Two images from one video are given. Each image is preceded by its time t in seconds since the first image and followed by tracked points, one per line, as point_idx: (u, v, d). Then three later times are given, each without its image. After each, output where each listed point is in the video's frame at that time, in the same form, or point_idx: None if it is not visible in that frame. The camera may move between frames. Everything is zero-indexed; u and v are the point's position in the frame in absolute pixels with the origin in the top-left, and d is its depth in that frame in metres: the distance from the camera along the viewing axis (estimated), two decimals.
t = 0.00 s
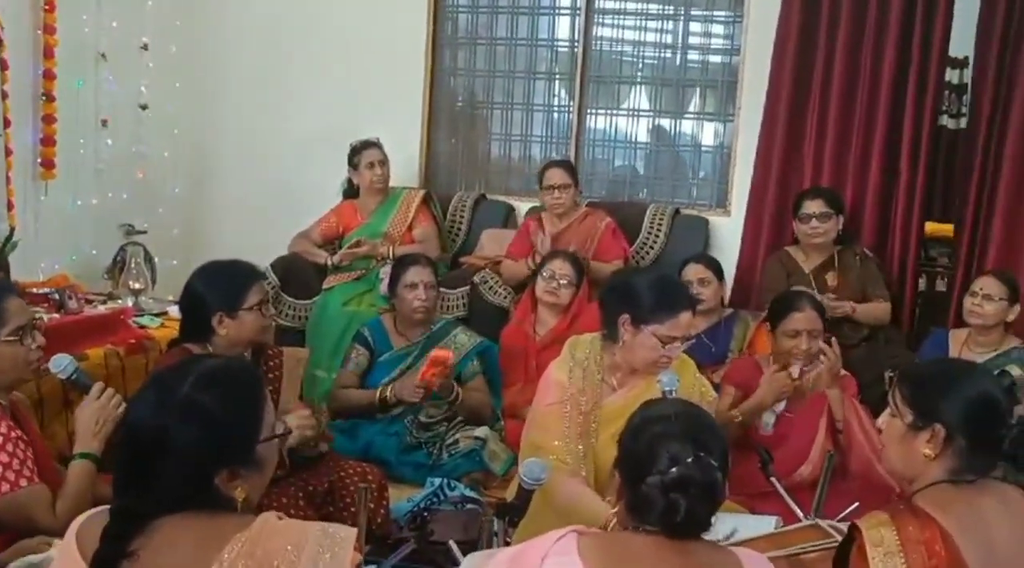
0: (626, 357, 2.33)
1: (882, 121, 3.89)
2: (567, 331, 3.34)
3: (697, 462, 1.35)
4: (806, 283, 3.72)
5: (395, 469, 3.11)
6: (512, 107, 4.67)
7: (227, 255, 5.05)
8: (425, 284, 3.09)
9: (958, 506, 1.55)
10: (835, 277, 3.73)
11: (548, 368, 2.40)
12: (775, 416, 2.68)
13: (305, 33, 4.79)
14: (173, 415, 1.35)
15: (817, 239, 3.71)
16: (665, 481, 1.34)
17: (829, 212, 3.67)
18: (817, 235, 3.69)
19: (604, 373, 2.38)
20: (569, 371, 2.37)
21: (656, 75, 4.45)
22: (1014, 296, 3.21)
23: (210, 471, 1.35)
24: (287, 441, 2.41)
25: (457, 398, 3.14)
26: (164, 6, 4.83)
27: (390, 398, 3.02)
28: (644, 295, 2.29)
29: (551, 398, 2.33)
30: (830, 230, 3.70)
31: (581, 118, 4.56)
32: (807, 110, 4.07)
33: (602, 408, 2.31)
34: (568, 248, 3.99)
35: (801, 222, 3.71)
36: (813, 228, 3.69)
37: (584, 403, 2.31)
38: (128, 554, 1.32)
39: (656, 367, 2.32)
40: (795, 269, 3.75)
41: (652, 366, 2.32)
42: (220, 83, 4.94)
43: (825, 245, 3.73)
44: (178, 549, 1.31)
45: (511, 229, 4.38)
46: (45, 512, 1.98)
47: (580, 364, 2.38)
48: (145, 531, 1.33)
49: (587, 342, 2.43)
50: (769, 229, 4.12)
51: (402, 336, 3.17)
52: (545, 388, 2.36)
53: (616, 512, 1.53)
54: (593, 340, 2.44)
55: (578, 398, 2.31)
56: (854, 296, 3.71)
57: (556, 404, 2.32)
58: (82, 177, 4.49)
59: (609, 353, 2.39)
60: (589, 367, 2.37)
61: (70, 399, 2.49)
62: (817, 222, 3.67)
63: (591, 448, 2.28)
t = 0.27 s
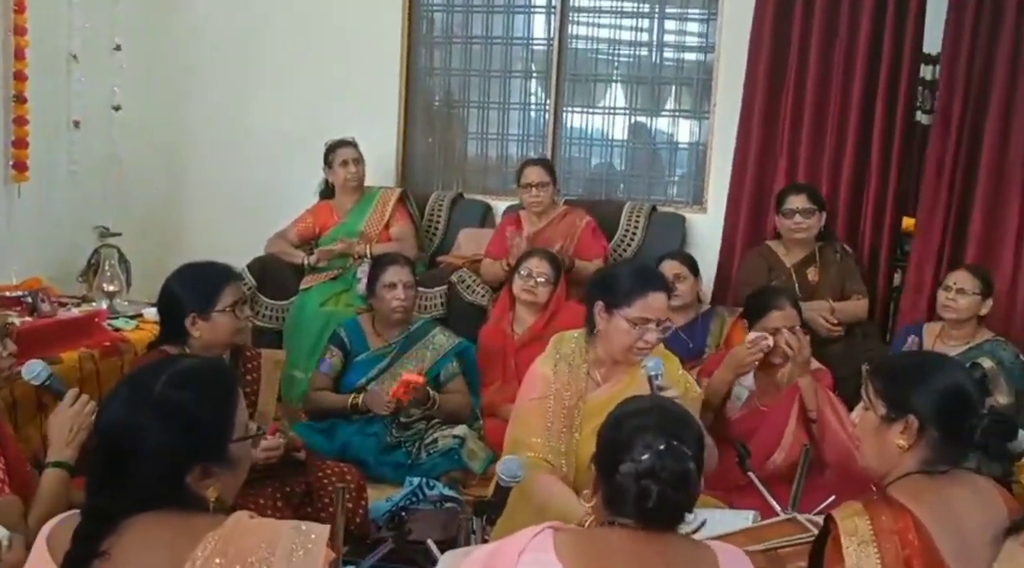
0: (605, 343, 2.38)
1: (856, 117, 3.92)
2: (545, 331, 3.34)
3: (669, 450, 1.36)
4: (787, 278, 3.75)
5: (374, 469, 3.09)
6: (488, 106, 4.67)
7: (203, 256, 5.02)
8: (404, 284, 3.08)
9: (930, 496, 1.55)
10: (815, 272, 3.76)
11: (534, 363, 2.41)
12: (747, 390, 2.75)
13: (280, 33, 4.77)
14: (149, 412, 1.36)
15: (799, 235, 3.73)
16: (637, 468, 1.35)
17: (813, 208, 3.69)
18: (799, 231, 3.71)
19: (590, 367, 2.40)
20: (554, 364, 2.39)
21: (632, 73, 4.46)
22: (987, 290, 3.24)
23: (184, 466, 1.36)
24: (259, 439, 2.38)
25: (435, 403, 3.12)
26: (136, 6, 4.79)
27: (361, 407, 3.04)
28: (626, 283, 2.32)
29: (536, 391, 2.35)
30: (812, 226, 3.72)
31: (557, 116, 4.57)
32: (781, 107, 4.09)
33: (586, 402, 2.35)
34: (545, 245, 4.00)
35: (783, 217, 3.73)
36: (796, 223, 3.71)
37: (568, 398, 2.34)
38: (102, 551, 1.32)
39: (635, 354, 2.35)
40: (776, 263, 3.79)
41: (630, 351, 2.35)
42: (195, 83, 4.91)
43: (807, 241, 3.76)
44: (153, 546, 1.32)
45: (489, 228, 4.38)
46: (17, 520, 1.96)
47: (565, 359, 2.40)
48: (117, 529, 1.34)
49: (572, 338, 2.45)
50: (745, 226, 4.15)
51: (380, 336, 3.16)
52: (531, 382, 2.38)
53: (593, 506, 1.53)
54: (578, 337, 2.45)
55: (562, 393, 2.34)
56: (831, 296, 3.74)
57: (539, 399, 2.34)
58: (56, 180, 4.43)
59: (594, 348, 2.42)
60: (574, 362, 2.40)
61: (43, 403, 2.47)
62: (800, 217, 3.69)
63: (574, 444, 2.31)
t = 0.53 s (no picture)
0: (581, 337, 2.40)
1: (826, 112, 3.95)
2: (520, 327, 3.34)
3: (640, 438, 1.37)
4: (769, 271, 3.79)
5: (348, 468, 3.07)
6: (461, 103, 4.66)
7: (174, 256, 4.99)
8: (386, 284, 3.09)
9: (902, 485, 1.57)
10: (798, 267, 3.79)
11: (514, 356, 2.45)
12: (738, 368, 2.87)
13: (251, 30, 4.74)
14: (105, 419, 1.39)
15: (783, 230, 3.75)
16: (611, 457, 1.36)
17: (798, 204, 3.71)
18: (784, 225, 3.73)
19: (570, 361, 2.43)
20: (535, 357, 2.42)
21: (605, 70, 4.47)
22: (959, 283, 3.27)
23: (142, 470, 1.38)
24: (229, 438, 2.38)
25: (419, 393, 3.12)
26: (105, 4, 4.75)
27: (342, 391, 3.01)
28: (601, 272, 2.35)
29: (516, 384, 2.38)
30: (797, 222, 3.74)
31: (531, 113, 4.58)
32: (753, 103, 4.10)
33: (565, 395, 2.37)
34: (520, 241, 3.99)
35: (768, 211, 3.75)
36: (780, 218, 3.73)
37: (548, 391, 2.36)
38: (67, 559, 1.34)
39: (609, 346, 2.37)
40: (759, 255, 3.83)
41: (604, 343, 2.37)
42: (165, 81, 4.87)
43: (791, 236, 3.78)
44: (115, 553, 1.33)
45: (464, 225, 4.38)
46: None
47: (546, 352, 2.43)
48: (76, 535, 1.34)
49: (552, 332, 2.48)
50: (719, 221, 4.17)
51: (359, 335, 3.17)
52: (511, 375, 2.41)
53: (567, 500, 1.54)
54: (557, 332, 2.48)
55: (541, 386, 2.36)
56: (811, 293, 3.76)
57: (519, 390, 2.36)
58: (25, 180, 4.38)
59: (573, 343, 2.45)
60: (555, 355, 2.42)
61: (11, 405, 2.43)
62: (784, 213, 3.71)
63: (555, 434, 2.32)
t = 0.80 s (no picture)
0: (555, 335, 2.41)
1: (796, 111, 3.98)
2: (493, 327, 3.36)
3: (612, 440, 1.37)
4: (750, 269, 3.81)
5: (322, 470, 3.06)
6: (434, 103, 4.66)
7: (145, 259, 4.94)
8: (362, 287, 3.07)
9: (869, 482, 1.60)
10: (777, 266, 3.82)
11: (487, 356, 2.44)
12: (708, 369, 2.83)
13: (222, 30, 4.72)
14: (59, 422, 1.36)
15: (763, 231, 3.78)
16: (582, 459, 1.36)
17: (778, 207, 3.74)
18: (766, 228, 3.76)
19: (543, 359, 2.43)
20: (508, 356, 2.42)
21: (577, 70, 4.48)
22: (927, 282, 3.31)
23: (98, 479, 1.37)
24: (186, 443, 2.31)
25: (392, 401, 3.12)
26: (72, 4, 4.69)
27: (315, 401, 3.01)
28: (567, 267, 2.37)
29: (490, 382, 2.39)
30: (777, 224, 3.77)
31: (504, 113, 4.58)
32: (724, 103, 4.13)
33: (540, 393, 2.38)
34: (493, 241, 4.00)
35: (748, 212, 3.78)
36: (761, 219, 3.76)
37: (521, 390, 2.37)
38: None
39: (583, 341, 2.37)
40: (739, 253, 3.85)
41: (577, 340, 2.37)
42: (134, 82, 4.84)
43: (771, 238, 3.81)
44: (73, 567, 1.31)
45: (436, 226, 4.38)
46: None
47: (519, 352, 2.43)
48: (35, 547, 1.34)
49: (525, 332, 2.48)
50: (692, 221, 4.19)
51: (332, 336, 3.15)
52: (484, 375, 2.41)
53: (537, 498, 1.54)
54: (529, 331, 2.48)
55: (515, 384, 2.37)
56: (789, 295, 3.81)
57: (492, 389, 2.37)
58: None
59: (547, 343, 2.45)
60: (528, 355, 2.42)
61: None
62: (764, 214, 3.74)
63: (528, 433, 2.34)
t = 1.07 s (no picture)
0: (529, 330, 2.41)
1: (768, 108, 4.00)
2: (467, 323, 3.35)
3: (578, 440, 1.37)
4: (725, 268, 3.83)
5: (295, 468, 3.06)
6: (407, 100, 4.65)
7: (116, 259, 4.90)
8: (327, 286, 3.05)
9: (840, 475, 1.59)
10: (751, 263, 3.83)
11: (462, 348, 2.46)
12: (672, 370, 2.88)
13: (193, 27, 4.68)
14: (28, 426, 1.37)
15: (736, 229, 3.81)
16: (548, 461, 1.36)
17: (750, 204, 3.77)
18: (739, 224, 3.79)
19: (517, 353, 2.44)
20: (482, 351, 2.43)
21: (551, 68, 4.49)
22: (898, 278, 3.34)
23: (69, 478, 1.36)
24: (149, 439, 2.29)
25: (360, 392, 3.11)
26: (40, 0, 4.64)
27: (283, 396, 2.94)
28: (536, 262, 2.36)
29: (463, 377, 2.40)
30: (750, 221, 3.79)
31: (477, 110, 4.58)
32: (697, 100, 4.14)
33: (512, 387, 2.39)
34: (467, 238, 4.00)
35: (722, 209, 3.81)
36: (733, 216, 3.79)
37: (495, 383, 2.38)
38: None
39: (557, 336, 2.38)
40: (715, 250, 3.86)
41: (550, 334, 2.38)
42: (104, 79, 4.79)
43: (744, 233, 3.83)
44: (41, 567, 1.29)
45: (410, 223, 4.37)
46: None
47: (493, 347, 2.43)
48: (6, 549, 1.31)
49: (499, 327, 2.48)
50: (666, 218, 4.20)
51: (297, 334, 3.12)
52: (458, 369, 2.43)
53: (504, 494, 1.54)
54: (504, 327, 2.49)
55: (489, 378, 2.38)
56: (762, 290, 3.81)
57: (466, 384, 2.39)
58: None
59: (521, 337, 2.46)
60: (502, 350, 2.43)
61: None
62: (736, 211, 3.77)
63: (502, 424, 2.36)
